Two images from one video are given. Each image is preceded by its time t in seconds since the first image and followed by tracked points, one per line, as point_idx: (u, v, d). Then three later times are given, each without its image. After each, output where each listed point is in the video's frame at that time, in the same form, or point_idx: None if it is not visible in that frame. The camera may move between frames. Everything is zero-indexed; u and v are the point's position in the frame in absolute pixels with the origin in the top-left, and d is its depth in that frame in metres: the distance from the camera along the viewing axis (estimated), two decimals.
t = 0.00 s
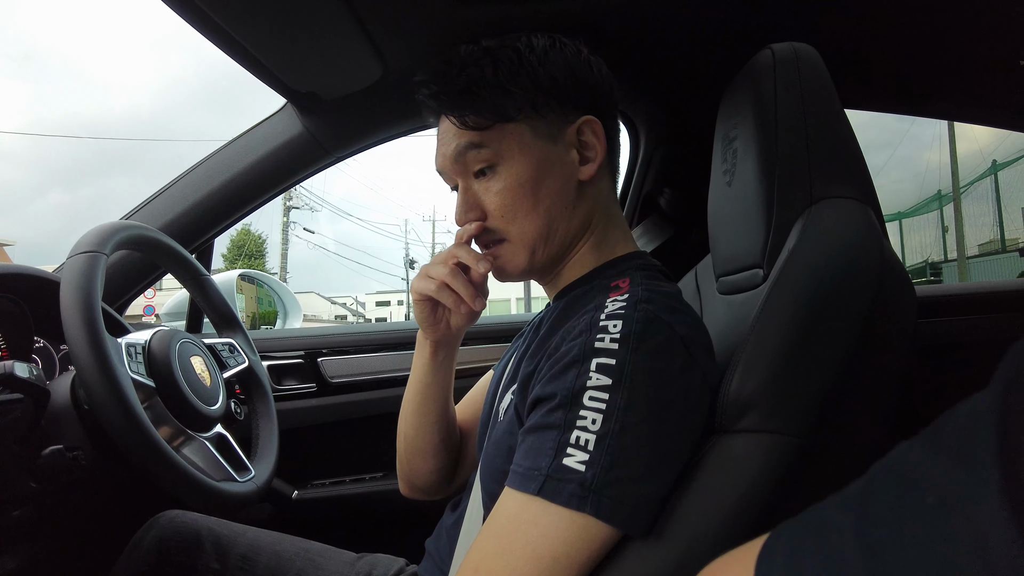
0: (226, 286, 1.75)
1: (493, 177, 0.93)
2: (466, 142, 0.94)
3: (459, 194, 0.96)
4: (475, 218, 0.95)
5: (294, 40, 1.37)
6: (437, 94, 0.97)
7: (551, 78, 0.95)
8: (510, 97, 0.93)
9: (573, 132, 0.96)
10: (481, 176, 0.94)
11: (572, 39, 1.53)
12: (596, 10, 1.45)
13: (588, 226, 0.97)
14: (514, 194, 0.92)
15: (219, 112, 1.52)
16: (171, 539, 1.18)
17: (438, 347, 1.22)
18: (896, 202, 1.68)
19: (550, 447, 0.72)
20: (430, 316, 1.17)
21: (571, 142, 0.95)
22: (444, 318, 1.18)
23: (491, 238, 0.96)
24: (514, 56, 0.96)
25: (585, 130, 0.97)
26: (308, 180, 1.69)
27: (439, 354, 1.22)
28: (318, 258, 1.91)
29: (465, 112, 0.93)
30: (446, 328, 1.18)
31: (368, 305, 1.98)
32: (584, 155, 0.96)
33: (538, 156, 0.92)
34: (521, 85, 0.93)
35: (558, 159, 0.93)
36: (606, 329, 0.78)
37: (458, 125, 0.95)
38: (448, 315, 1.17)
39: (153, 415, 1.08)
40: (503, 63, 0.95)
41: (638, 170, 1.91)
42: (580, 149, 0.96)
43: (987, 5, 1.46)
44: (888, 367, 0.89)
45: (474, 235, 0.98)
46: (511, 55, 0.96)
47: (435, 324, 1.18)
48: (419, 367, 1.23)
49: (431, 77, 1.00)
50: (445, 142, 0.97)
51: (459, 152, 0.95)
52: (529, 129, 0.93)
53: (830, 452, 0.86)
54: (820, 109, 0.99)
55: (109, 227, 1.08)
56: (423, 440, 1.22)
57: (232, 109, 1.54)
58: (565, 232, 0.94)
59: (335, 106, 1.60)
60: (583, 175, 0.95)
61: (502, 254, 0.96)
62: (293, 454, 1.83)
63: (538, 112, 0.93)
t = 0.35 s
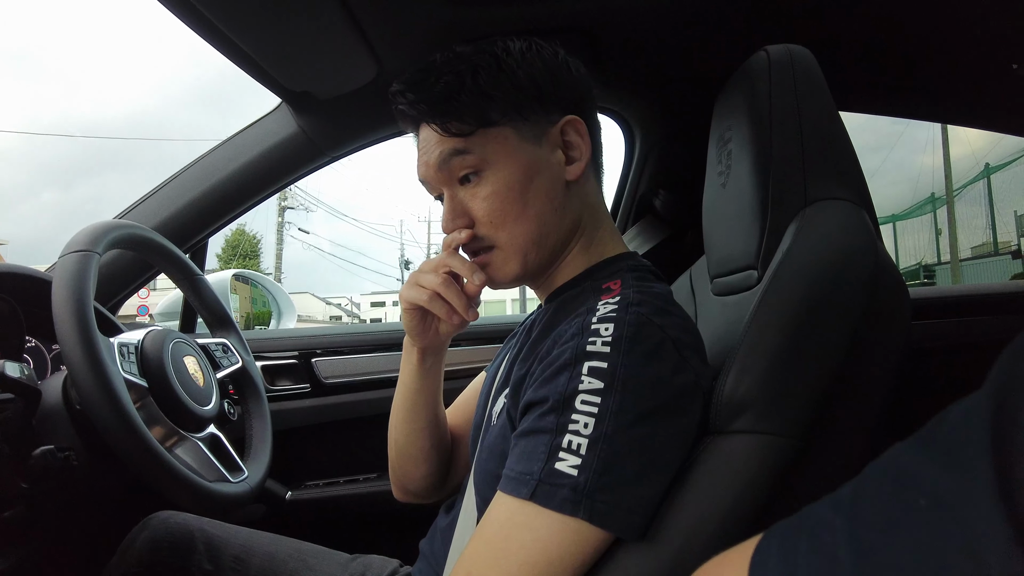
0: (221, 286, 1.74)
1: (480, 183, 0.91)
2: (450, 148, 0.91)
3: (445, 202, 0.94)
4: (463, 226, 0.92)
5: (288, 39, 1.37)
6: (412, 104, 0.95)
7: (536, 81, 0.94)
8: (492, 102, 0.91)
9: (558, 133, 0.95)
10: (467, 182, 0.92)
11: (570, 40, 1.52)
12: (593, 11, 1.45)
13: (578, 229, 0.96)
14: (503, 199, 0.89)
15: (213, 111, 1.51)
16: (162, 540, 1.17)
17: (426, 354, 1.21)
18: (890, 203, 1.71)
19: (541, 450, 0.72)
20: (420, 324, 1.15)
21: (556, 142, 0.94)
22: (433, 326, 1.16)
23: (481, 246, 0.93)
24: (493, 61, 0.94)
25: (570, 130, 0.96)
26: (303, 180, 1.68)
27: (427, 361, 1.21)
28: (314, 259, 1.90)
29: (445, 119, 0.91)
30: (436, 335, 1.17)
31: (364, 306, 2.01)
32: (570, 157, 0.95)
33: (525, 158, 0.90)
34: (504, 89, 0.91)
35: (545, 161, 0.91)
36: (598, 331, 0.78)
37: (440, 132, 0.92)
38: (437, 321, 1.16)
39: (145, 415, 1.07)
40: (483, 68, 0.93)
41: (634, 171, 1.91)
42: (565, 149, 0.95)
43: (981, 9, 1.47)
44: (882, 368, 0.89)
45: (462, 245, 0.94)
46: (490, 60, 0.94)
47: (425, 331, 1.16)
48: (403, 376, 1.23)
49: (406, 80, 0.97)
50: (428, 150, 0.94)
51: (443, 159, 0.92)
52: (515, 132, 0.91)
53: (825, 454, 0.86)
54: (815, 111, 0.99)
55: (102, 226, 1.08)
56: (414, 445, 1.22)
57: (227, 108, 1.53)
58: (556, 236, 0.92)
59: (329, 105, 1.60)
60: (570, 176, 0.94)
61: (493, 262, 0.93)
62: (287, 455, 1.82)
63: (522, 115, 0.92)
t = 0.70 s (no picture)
0: (216, 286, 1.74)
1: (432, 190, 0.84)
2: (400, 155, 0.86)
3: (397, 212, 0.87)
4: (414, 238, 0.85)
5: (285, 39, 1.37)
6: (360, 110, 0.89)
7: (494, 86, 0.90)
8: (444, 106, 0.85)
9: (512, 138, 0.88)
10: (420, 190, 0.85)
11: (566, 41, 1.53)
12: (590, 12, 1.45)
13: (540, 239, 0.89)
14: (457, 207, 0.82)
15: (208, 110, 1.51)
16: (156, 539, 1.19)
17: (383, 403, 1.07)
18: (884, 205, 1.69)
19: (514, 458, 0.68)
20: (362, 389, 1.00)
21: (511, 147, 0.87)
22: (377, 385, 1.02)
23: (433, 258, 0.85)
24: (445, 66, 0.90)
25: (525, 135, 0.89)
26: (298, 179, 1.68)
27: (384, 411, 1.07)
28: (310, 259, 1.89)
29: (395, 123, 0.85)
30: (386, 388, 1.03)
31: (359, 306, 1.97)
32: (528, 162, 0.88)
33: (477, 163, 0.83)
34: (457, 93, 0.86)
35: (500, 166, 0.85)
36: (567, 334, 0.72)
37: (389, 138, 0.87)
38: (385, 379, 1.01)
39: (139, 413, 1.07)
40: (434, 72, 0.89)
41: (630, 170, 1.90)
42: (523, 155, 0.88)
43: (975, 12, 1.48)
44: (875, 369, 0.89)
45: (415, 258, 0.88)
46: (441, 64, 0.90)
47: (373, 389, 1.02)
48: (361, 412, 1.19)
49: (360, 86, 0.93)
50: (377, 158, 0.88)
51: (393, 166, 0.86)
52: (467, 135, 0.85)
53: (817, 454, 0.86)
54: (809, 112, 1.00)
55: (97, 224, 1.08)
56: (395, 494, 1.12)
57: (222, 108, 1.53)
58: (514, 246, 0.85)
59: (325, 106, 1.60)
60: (527, 183, 0.86)
61: (445, 276, 0.85)
62: (282, 455, 1.82)
63: (475, 119, 0.86)
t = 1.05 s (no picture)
0: (212, 285, 1.73)
1: (288, 208, 0.77)
2: (252, 172, 0.79)
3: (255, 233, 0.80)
4: (272, 260, 0.78)
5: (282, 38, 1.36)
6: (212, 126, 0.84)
7: (353, 95, 0.83)
8: (293, 118, 0.79)
9: (376, 151, 0.79)
10: (276, 209, 0.78)
11: (564, 41, 1.52)
12: (587, 12, 1.45)
13: (421, 256, 0.80)
14: (311, 224, 0.75)
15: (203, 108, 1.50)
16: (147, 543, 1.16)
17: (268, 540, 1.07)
18: (881, 208, 1.71)
19: (450, 486, 0.61)
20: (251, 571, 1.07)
21: (374, 161, 0.79)
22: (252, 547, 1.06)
23: (294, 281, 0.78)
24: (300, 78, 0.83)
25: (391, 146, 0.80)
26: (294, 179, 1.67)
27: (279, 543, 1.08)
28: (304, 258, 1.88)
29: (244, 140, 0.80)
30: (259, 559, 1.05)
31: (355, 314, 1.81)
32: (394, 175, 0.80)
33: (335, 177, 0.76)
34: (308, 104, 0.80)
35: (360, 181, 0.77)
36: (476, 345, 0.65)
37: (242, 157, 0.80)
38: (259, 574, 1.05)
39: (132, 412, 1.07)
40: (287, 84, 0.83)
41: (628, 172, 1.86)
42: (388, 169, 0.79)
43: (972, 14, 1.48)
44: (872, 369, 0.89)
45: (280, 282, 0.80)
46: (294, 76, 0.83)
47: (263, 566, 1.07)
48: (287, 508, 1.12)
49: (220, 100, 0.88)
50: (232, 178, 0.81)
51: (245, 186, 0.79)
52: (324, 151, 0.78)
53: (819, 453, 0.86)
54: (808, 111, 0.99)
55: (92, 223, 1.07)
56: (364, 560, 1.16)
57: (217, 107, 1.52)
58: (383, 267, 0.77)
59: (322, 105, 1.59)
60: (392, 198, 0.78)
61: (309, 300, 0.78)
62: (278, 456, 1.81)
63: (329, 130, 0.79)
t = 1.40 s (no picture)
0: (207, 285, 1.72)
1: (186, 226, 0.74)
2: (144, 190, 0.75)
3: (155, 253, 0.77)
4: (175, 281, 0.75)
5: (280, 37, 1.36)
6: (101, 143, 0.80)
7: (259, 101, 0.80)
8: (185, 131, 0.76)
9: (277, 161, 0.76)
10: (174, 227, 0.75)
11: (562, 42, 1.53)
12: (584, 13, 1.45)
13: (332, 266, 0.79)
14: (210, 242, 0.72)
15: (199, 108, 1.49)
16: (143, 544, 1.16)
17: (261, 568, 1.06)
18: (875, 210, 1.76)
19: (395, 516, 0.61)
20: None
21: (276, 172, 0.76)
22: None
23: (197, 303, 0.75)
24: (192, 88, 0.79)
25: (294, 155, 0.77)
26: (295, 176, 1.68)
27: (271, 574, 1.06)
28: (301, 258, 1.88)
29: (135, 157, 0.76)
30: None
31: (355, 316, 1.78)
32: (299, 185, 0.77)
33: (234, 192, 0.73)
34: (200, 115, 0.77)
35: (262, 194, 0.74)
36: (398, 367, 0.63)
37: (133, 174, 0.77)
38: None
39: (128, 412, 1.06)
40: (179, 95, 0.79)
41: (625, 172, 1.86)
42: (292, 178, 0.77)
43: (969, 18, 1.49)
44: (867, 367, 0.89)
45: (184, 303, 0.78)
46: (186, 85, 0.80)
47: None
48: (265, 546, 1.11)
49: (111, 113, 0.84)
50: (125, 197, 0.78)
51: (139, 206, 0.76)
52: (221, 163, 0.74)
53: (817, 451, 0.86)
54: (802, 112, 1.00)
55: (89, 222, 1.07)
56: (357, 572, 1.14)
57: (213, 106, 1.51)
58: (292, 282, 0.75)
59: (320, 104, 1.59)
60: (298, 210, 0.75)
61: (216, 320, 0.76)
62: (274, 457, 1.81)
63: (225, 141, 0.75)
